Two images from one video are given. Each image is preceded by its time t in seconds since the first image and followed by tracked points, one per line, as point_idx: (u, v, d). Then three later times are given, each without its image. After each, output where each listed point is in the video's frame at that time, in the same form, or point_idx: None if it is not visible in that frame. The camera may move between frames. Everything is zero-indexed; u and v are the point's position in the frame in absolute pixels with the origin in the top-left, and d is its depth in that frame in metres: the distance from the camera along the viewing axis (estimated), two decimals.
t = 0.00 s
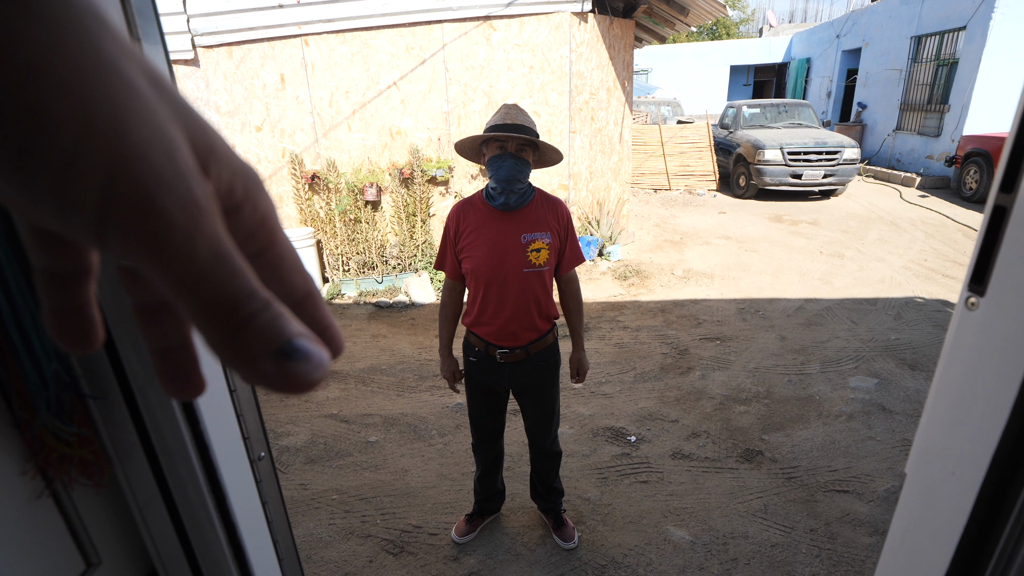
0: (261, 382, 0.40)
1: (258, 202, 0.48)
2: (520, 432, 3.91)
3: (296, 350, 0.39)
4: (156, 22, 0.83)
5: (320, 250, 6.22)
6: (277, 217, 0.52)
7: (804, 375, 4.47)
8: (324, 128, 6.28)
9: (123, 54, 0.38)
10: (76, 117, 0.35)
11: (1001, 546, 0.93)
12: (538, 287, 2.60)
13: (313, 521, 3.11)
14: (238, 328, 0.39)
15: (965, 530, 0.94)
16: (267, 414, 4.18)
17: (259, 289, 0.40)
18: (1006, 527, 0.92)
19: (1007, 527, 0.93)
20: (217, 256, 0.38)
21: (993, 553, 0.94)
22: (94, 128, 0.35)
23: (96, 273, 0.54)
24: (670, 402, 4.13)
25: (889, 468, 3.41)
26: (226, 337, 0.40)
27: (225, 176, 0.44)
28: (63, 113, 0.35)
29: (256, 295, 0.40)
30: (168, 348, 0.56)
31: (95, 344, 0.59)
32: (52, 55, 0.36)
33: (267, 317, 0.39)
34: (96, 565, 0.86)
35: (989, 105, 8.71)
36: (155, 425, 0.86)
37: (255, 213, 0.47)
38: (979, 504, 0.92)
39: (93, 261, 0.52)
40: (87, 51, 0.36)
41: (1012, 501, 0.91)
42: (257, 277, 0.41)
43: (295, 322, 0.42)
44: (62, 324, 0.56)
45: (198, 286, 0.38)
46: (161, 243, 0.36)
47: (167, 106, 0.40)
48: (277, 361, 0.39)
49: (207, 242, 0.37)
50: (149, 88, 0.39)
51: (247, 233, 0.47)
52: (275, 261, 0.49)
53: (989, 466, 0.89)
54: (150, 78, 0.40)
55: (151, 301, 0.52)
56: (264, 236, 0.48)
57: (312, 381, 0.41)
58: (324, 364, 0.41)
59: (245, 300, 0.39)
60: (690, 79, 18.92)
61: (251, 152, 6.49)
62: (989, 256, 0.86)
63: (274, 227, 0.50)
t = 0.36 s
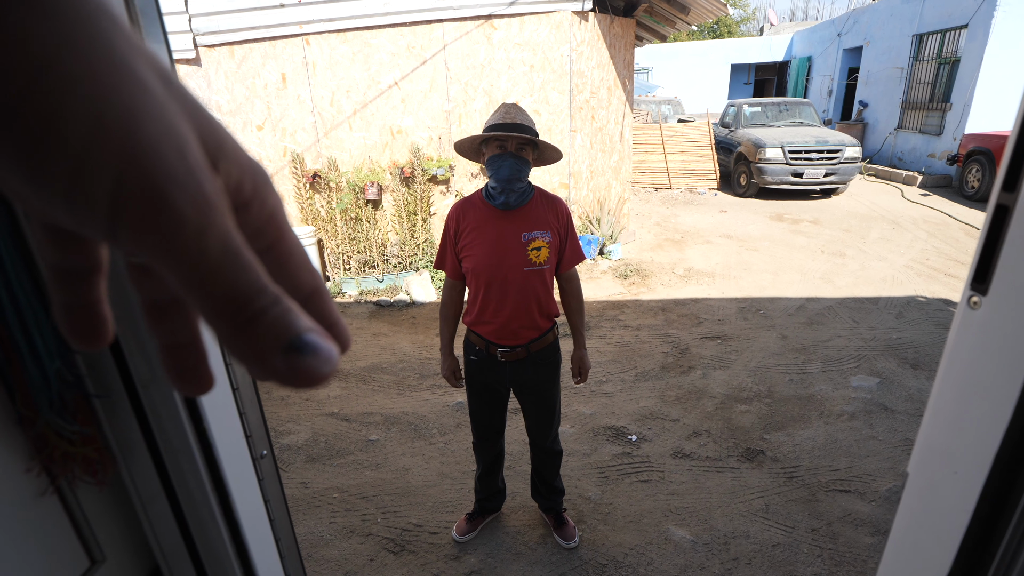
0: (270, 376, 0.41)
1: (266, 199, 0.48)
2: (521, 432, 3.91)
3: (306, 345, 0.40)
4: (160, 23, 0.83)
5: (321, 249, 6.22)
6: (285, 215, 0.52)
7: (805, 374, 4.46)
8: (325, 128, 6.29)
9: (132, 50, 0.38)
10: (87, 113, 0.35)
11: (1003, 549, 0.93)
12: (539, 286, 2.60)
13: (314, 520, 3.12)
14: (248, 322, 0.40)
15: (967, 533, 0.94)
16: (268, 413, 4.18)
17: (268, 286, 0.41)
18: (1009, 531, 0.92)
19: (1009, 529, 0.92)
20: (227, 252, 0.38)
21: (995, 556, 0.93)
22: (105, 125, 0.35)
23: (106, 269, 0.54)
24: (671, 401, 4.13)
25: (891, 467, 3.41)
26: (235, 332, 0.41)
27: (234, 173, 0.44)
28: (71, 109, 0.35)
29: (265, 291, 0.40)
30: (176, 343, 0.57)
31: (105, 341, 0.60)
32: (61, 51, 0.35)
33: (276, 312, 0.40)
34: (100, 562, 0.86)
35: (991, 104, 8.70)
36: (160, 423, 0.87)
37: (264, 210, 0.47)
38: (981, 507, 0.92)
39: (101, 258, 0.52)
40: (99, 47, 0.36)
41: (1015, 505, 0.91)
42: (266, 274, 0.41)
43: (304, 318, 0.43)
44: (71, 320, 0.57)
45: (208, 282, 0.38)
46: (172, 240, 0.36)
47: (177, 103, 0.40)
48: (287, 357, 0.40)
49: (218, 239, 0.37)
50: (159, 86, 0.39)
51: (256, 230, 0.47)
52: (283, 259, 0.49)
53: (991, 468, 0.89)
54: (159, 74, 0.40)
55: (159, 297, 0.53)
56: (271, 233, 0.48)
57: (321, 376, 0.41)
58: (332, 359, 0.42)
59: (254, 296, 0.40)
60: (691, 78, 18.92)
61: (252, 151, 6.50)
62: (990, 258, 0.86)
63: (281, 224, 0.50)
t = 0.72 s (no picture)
0: (282, 374, 0.42)
1: (278, 199, 0.49)
2: (527, 434, 3.92)
3: (318, 343, 0.41)
4: (174, 25, 0.84)
5: (328, 251, 6.26)
6: (297, 215, 0.53)
7: (812, 379, 4.45)
8: (333, 130, 6.32)
9: (151, 53, 0.39)
10: (106, 113, 0.35)
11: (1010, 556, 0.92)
12: (545, 287, 2.60)
13: (319, 520, 3.13)
14: (261, 322, 0.41)
15: (976, 538, 0.94)
16: (275, 413, 4.20)
17: (280, 284, 0.42)
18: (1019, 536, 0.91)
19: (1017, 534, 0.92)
20: (241, 252, 0.39)
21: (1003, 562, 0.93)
22: (124, 124, 0.35)
23: (119, 268, 0.55)
24: (677, 405, 4.13)
25: (900, 473, 3.39)
26: (248, 331, 0.42)
27: (247, 173, 0.45)
28: (88, 108, 0.35)
29: (277, 291, 0.41)
30: (188, 342, 0.58)
31: (116, 339, 0.61)
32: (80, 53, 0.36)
33: (288, 312, 0.41)
34: (112, 559, 0.87)
35: (1001, 107, 8.64)
36: (171, 421, 0.88)
37: (276, 210, 0.48)
38: (990, 511, 0.92)
39: (115, 256, 0.53)
40: (118, 47, 0.37)
41: None
42: (278, 273, 0.42)
43: (316, 317, 0.43)
44: (84, 319, 0.58)
45: (223, 281, 0.39)
46: (188, 240, 0.37)
47: (193, 104, 0.41)
48: (300, 355, 0.41)
49: (232, 239, 0.38)
50: (175, 88, 0.39)
51: (268, 229, 0.48)
52: (294, 258, 0.50)
53: (1000, 473, 0.89)
54: (176, 76, 0.41)
55: (172, 295, 0.54)
56: (283, 232, 0.49)
57: (331, 375, 0.42)
58: (342, 357, 0.43)
59: (267, 296, 0.40)
60: (699, 81, 18.89)
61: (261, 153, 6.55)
62: (999, 261, 0.86)
63: (293, 224, 0.51)
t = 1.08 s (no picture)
0: (272, 375, 0.41)
1: (268, 197, 0.48)
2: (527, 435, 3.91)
3: (307, 343, 0.40)
4: (171, 26, 0.84)
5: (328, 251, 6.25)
6: (289, 213, 0.52)
7: (812, 379, 4.44)
8: (333, 130, 6.31)
9: (137, 47, 0.38)
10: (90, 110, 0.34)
11: (1007, 560, 0.90)
12: (545, 287, 2.60)
13: (318, 521, 3.12)
14: (249, 320, 0.40)
15: (972, 541, 0.92)
16: (274, 414, 4.19)
17: (270, 283, 0.41)
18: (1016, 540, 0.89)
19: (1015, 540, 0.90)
20: (229, 249, 0.38)
21: (1000, 565, 0.91)
22: (109, 121, 0.34)
23: (108, 268, 0.54)
24: (677, 405, 4.12)
25: (899, 474, 3.38)
26: (237, 330, 0.40)
27: (236, 171, 0.44)
28: (75, 106, 0.34)
29: (267, 289, 0.40)
30: (179, 342, 0.57)
31: (107, 340, 0.60)
32: (65, 49, 0.35)
33: (277, 311, 0.40)
34: (106, 563, 0.86)
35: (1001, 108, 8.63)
36: (165, 423, 0.87)
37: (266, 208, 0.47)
38: (987, 515, 0.90)
39: (103, 255, 0.53)
40: (103, 45, 0.36)
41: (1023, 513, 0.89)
42: (267, 271, 0.41)
43: (306, 316, 0.42)
44: (74, 320, 0.57)
45: (211, 280, 0.38)
46: (174, 238, 0.36)
47: (181, 102, 0.40)
48: (289, 355, 0.40)
49: (219, 236, 0.37)
50: (162, 82, 0.38)
51: (258, 228, 0.47)
52: (285, 257, 0.49)
53: (996, 475, 0.87)
54: (163, 72, 0.40)
55: (162, 295, 0.53)
56: (273, 231, 0.48)
57: (322, 374, 0.41)
58: (334, 357, 0.41)
59: (256, 294, 0.39)
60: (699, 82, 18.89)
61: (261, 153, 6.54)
62: (996, 261, 0.85)
63: (284, 223, 0.50)
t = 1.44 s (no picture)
0: (276, 372, 0.41)
1: (271, 196, 0.48)
2: (527, 434, 3.92)
3: (310, 341, 0.40)
4: (172, 26, 0.84)
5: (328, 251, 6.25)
6: (291, 213, 0.52)
7: (812, 378, 4.44)
8: (332, 130, 6.31)
9: (141, 50, 0.38)
10: (95, 112, 0.35)
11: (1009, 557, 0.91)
12: (545, 288, 2.61)
13: (319, 521, 3.12)
14: (253, 318, 0.40)
15: (974, 539, 0.93)
16: (275, 414, 4.19)
17: (273, 281, 0.41)
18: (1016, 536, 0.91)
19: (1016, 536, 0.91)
20: (233, 249, 0.38)
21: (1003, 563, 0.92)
22: (113, 121, 0.35)
23: (112, 267, 0.55)
24: (677, 405, 4.12)
25: (898, 473, 3.39)
26: (241, 327, 0.41)
27: (239, 170, 0.45)
28: (81, 106, 0.35)
29: (270, 288, 0.40)
30: (182, 340, 0.57)
31: (110, 339, 0.61)
32: (70, 51, 0.35)
33: (281, 308, 0.40)
34: (108, 562, 0.87)
35: (1000, 107, 8.64)
36: (167, 422, 0.87)
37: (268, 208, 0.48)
38: (989, 513, 0.91)
39: (107, 254, 0.53)
40: (107, 48, 0.36)
41: None
42: (272, 269, 0.41)
43: (309, 314, 0.43)
44: (78, 320, 0.57)
45: (215, 279, 0.39)
46: (179, 235, 0.36)
47: (185, 102, 0.40)
48: (293, 352, 0.40)
49: (223, 235, 0.38)
50: (166, 83, 0.39)
51: (260, 227, 0.48)
52: (288, 256, 0.50)
53: (999, 474, 0.88)
54: (166, 72, 0.40)
55: (165, 294, 0.53)
56: (276, 230, 0.49)
57: (325, 371, 0.41)
58: (336, 354, 0.42)
59: (259, 292, 0.40)
60: (698, 81, 18.88)
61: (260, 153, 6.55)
62: (997, 262, 0.86)
63: (286, 221, 0.50)
